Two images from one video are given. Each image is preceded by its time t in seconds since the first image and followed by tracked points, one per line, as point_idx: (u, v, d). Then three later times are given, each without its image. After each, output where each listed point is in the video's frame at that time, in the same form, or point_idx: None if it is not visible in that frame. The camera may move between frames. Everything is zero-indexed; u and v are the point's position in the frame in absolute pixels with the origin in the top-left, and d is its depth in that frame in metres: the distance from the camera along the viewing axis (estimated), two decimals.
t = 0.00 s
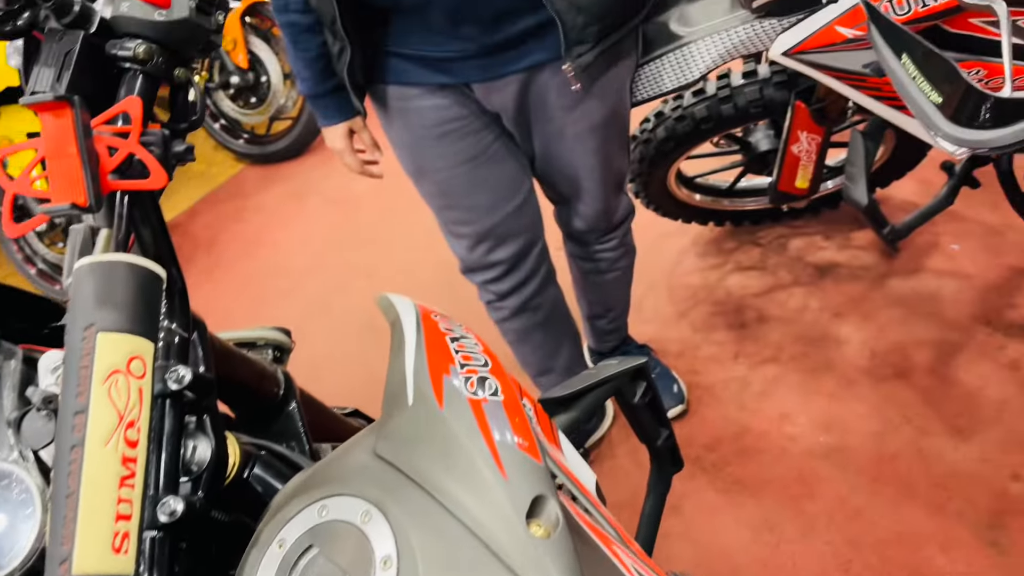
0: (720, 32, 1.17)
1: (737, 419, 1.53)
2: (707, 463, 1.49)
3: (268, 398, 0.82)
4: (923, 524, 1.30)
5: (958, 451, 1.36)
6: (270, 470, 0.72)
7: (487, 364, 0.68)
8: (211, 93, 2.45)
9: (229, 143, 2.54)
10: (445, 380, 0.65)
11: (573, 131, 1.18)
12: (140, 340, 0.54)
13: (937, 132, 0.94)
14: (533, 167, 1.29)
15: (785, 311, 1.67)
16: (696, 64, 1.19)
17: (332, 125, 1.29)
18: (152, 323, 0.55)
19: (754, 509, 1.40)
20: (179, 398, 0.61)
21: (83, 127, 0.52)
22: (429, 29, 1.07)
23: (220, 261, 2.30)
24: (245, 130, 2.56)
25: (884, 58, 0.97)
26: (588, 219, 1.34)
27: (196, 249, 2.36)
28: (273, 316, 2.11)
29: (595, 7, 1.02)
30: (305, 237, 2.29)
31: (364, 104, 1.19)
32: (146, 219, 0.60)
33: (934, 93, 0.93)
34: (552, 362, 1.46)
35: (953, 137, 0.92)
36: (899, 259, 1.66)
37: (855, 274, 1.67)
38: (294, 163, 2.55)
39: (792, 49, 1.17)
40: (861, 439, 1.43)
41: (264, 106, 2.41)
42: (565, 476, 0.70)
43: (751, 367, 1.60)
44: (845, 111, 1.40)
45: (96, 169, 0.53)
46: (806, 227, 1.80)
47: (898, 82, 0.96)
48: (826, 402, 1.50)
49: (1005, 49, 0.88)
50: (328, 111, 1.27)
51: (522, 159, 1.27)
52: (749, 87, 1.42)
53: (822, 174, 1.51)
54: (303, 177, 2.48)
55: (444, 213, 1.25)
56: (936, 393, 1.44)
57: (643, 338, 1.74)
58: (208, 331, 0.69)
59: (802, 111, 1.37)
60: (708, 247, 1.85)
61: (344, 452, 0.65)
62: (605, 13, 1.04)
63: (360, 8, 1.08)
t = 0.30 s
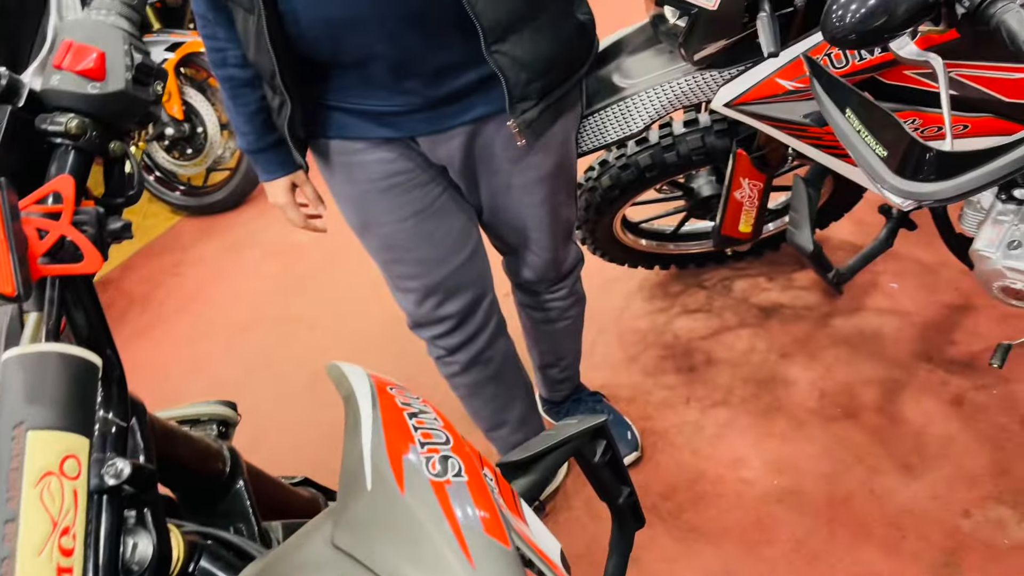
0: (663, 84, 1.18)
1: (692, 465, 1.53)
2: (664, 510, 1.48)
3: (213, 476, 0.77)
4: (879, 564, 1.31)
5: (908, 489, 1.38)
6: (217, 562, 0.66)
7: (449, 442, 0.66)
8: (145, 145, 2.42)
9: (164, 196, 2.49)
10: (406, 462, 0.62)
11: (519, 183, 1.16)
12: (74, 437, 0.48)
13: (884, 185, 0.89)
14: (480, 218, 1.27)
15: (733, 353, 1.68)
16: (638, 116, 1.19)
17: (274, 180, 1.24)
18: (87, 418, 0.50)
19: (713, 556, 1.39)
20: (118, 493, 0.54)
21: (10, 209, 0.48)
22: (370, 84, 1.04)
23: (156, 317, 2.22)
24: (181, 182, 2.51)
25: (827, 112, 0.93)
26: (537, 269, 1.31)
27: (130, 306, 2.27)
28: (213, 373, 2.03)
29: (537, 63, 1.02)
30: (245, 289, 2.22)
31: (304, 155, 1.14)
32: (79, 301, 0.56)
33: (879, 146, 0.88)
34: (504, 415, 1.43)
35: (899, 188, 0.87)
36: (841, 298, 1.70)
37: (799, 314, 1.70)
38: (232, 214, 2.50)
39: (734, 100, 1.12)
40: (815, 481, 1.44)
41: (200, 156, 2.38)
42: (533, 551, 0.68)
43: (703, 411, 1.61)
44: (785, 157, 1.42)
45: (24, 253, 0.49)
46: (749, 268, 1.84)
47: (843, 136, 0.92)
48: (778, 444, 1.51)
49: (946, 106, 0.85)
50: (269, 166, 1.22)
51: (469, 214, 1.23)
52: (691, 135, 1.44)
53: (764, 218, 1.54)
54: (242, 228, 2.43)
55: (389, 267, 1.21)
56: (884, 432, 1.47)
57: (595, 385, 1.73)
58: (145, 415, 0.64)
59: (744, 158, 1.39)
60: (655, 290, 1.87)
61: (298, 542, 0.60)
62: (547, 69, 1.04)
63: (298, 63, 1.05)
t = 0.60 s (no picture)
0: (615, 128, 1.20)
1: (650, 506, 1.51)
2: (624, 554, 1.45)
3: (158, 548, 0.62)
4: None
5: (863, 524, 1.39)
6: None
7: (411, 512, 0.64)
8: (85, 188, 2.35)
9: (104, 239, 2.41)
10: (367, 533, 0.59)
11: (469, 228, 1.15)
12: (15, 524, 0.42)
13: (835, 232, 0.87)
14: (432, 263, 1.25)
15: (688, 391, 1.69)
16: (588, 160, 1.21)
17: (217, 223, 1.19)
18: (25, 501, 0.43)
19: None
20: None
21: None
22: (314, 132, 1.03)
23: (94, 365, 2.12)
24: (122, 224, 2.44)
25: (780, 159, 0.90)
26: (490, 313, 1.29)
27: (66, 354, 2.17)
28: (154, 423, 1.94)
29: (481, 115, 1.01)
30: (188, 334, 2.14)
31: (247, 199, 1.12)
32: (14, 374, 0.49)
33: (834, 195, 0.86)
34: (460, 462, 1.38)
35: (855, 237, 0.85)
36: (791, 334, 1.73)
37: (751, 351, 1.72)
38: (175, 256, 2.42)
39: (688, 143, 1.11)
40: (772, 518, 1.44)
41: (143, 198, 2.33)
42: None
43: (660, 451, 1.60)
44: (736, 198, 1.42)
45: None
46: (701, 305, 1.85)
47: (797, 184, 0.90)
48: (735, 482, 1.51)
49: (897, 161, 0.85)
50: (212, 209, 1.18)
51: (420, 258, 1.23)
52: (642, 177, 1.45)
53: (716, 257, 1.55)
54: (185, 271, 2.35)
55: (338, 316, 1.18)
56: (838, 467, 1.48)
57: (551, 427, 1.70)
58: (89, 493, 0.52)
59: (695, 201, 1.40)
60: (609, 329, 1.87)
61: None
62: (492, 121, 1.03)
63: (239, 110, 1.03)
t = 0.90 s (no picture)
0: (576, 168, 1.20)
1: (613, 544, 1.50)
2: None
3: None
4: None
5: (823, 560, 1.40)
6: None
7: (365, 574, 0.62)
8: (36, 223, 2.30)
9: (55, 275, 2.35)
10: None
11: (427, 269, 1.14)
12: None
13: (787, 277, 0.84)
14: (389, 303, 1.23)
15: (649, 427, 1.69)
16: (546, 202, 1.24)
17: (169, 261, 1.16)
18: None
19: None
20: None
21: None
22: (267, 174, 1.02)
23: (44, 405, 2.05)
24: (74, 259, 2.39)
25: (733, 203, 0.87)
26: (449, 352, 1.27)
27: (14, 394, 2.09)
28: (104, 465, 1.87)
29: (436, 160, 1.01)
30: (140, 373, 2.08)
31: (199, 239, 1.10)
32: None
33: (786, 241, 0.83)
34: (420, 504, 1.35)
35: (808, 282, 0.81)
36: (750, 369, 1.74)
37: (711, 386, 1.73)
38: (129, 291, 2.36)
39: (642, 186, 1.13)
40: (734, 555, 1.44)
41: (97, 233, 2.28)
42: None
43: (622, 488, 1.59)
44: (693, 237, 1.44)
45: None
46: (661, 340, 1.86)
47: (752, 232, 0.86)
48: (696, 518, 1.50)
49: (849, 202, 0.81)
50: (163, 248, 1.14)
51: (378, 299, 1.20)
52: (601, 216, 1.46)
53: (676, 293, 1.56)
54: (139, 306, 2.29)
55: (292, 357, 1.16)
56: (797, 502, 1.49)
57: (513, 465, 1.69)
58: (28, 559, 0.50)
59: (653, 240, 1.41)
60: (570, 365, 1.86)
61: None
62: (447, 166, 1.03)
63: (191, 152, 1.02)
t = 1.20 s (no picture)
0: (541, 205, 1.22)
1: None
2: None
3: None
4: None
5: None
6: None
7: None
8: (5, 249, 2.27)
9: (23, 301, 2.31)
10: None
11: (393, 304, 1.14)
12: None
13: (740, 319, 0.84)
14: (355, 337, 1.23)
15: (618, 459, 1.69)
16: (512, 237, 1.25)
17: (132, 295, 1.15)
18: None
19: None
20: None
21: None
22: (231, 210, 1.02)
23: (8, 435, 2.01)
24: (43, 286, 2.35)
25: (689, 244, 0.88)
26: (415, 386, 1.26)
27: None
28: (68, 496, 1.84)
29: (403, 199, 1.02)
30: (107, 403, 2.05)
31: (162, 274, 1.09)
32: None
33: (738, 282, 0.84)
34: (385, 538, 1.34)
35: (760, 322, 0.82)
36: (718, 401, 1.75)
37: (680, 418, 1.74)
38: (98, 318, 2.33)
39: (607, 224, 1.14)
40: None
41: (67, 259, 2.26)
42: None
43: (590, 521, 1.58)
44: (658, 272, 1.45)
45: None
46: (631, 372, 1.87)
47: (707, 272, 0.87)
48: (663, 552, 1.50)
49: (801, 245, 0.82)
50: (126, 281, 1.14)
51: (343, 332, 1.20)
52: (570, 249, 1.48)
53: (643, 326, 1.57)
54: (109, 334, 2.27)
55: (256, 392, 1.14)
56: (763, 535, 1.49)
57: (481, 497, 1.68)
58: None
59: (619, 274, 1.42)
60: (541, 396, 1.86)
61: None
62: (414, 204, 1.04)
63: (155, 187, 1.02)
